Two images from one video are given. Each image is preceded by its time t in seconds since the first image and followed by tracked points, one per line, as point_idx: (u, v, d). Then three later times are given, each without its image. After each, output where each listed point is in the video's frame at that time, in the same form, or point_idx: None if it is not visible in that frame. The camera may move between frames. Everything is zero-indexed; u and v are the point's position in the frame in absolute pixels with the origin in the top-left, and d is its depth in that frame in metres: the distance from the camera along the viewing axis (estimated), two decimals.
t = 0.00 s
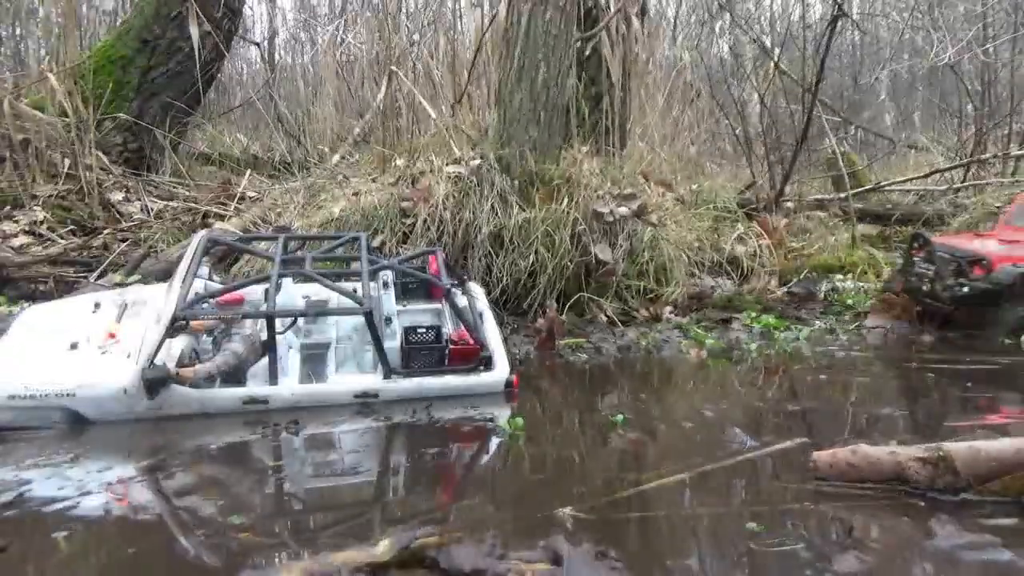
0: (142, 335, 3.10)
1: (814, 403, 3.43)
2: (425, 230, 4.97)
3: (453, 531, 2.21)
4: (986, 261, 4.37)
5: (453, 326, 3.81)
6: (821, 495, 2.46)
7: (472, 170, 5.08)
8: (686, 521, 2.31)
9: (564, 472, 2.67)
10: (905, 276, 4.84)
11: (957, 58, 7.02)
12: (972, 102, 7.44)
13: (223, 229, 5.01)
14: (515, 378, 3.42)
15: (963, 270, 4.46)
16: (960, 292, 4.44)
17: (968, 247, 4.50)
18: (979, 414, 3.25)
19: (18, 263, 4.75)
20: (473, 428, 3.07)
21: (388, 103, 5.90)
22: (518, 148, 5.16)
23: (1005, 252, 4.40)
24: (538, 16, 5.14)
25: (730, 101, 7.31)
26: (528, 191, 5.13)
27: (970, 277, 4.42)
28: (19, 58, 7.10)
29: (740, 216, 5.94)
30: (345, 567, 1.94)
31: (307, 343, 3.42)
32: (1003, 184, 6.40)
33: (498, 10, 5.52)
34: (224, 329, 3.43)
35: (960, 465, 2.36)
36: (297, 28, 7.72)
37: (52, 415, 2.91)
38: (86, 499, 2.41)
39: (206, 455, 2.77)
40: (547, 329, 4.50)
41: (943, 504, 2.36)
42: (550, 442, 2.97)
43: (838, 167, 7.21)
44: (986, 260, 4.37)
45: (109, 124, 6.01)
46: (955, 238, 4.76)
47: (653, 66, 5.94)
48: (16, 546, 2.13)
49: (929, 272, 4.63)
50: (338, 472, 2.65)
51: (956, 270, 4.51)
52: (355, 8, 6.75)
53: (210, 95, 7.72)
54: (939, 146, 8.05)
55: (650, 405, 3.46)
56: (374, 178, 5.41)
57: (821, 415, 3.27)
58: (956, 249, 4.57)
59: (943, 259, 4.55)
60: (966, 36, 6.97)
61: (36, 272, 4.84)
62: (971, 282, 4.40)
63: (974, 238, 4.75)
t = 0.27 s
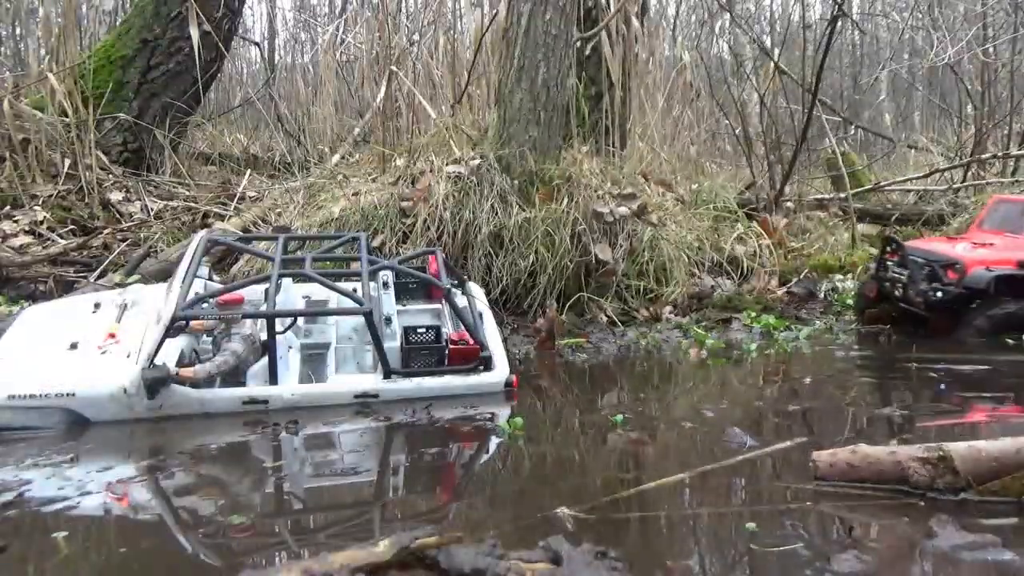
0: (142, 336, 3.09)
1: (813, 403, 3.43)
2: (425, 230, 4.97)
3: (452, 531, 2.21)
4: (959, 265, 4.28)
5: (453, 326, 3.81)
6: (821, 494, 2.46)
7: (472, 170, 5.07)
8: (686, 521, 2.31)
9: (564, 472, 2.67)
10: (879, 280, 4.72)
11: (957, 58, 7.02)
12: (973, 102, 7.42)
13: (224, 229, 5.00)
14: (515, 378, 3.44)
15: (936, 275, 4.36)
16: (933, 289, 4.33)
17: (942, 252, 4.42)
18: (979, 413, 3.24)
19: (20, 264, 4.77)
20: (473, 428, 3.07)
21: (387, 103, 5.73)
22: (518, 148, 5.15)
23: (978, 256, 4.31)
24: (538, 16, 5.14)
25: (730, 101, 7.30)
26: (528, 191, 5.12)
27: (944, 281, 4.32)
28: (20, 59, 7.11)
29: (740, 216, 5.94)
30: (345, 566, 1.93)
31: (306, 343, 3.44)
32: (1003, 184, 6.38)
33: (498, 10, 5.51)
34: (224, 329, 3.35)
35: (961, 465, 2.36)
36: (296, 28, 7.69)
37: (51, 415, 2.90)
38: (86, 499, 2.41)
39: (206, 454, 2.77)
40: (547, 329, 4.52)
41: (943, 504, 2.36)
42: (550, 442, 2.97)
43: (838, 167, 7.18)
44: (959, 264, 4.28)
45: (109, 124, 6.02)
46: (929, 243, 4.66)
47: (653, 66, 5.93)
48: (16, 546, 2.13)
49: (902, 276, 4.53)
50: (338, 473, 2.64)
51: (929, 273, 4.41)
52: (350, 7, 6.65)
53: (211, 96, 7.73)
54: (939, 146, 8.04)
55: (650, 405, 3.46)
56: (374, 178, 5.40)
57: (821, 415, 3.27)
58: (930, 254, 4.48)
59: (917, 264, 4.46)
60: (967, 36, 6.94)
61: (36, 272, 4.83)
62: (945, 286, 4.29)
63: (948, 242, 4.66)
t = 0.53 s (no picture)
0: (143, 335, 3.09)
1: (813, 403, 3.43)
2: (425, 230, 4.97)
3: (452, 531, 2.21)
4: (932, 258, 4.41)
5: (453, 326, 3.81)
6: (820, 494, 2.46)
7: (472, 170, 5.06)
8: (686, 521, 2.31)
9: (564, 471, 2.67)
10: (853, 273, 4.83)
11: (958, 58, 7.01)
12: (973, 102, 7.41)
13: (224, 229, 4.99)
14: (515, 378, 3.44)
15: (909, 267, 4.48)
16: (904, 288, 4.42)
17: (916, 246, 4.56)
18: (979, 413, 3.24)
19: (20, 264, 4.77)
20: (473, 427, 3.07)
21: (387, 103, 5.75)
22: (518, 148, 5.14)
23: (950, 250, 4.45)
24: (538, 16, 5.12)
25: (730, 101, 7.30)
26: (528, 191, 5.12)
27: (916, 273, 4.43)
28: (20, 59, 7.11)
29: (740, 216, 5.94)
30: (345, 566, 1.93)
31: (306, 343, 3.43)
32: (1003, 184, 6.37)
33: (497, 10, 5.50)
34: (224, 329, 3.35)
35: (961, 465, 2.36)
36: (296, 27, 7.67)
37: (51, 416, 2.90)
38: (85, 498, 2.41)
39: (206, 454, 2.77)
40: (547, 329, 4.53)
41: (943, 504, 2.36)
42: (550, 441, 2.97)
43: (838, 166, 7.16)
44: (932, 257, 4.41)
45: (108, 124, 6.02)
46: (904, 238, 4.80)
47: (653, 66, 5.93)
48: (16, 546, 2.13)
49: (876, 268, 4.64)
50: (337, 472, 2.64)
51: (902, 266, 4.53)
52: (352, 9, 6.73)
53: (211, 96, 7.71)
54: (938, 147, 8.05)
55: (649, 405, 3.46)
56: (374, 178, 5.40)
57: (821, 415, 3.27)
58: (904, 248, 4.60)
59: (891, 256, 4.58)
60: (966, 37, 6.92)
61: (35, 272, 4.84)
62: (917, 278, 4.40)
63: (922, 238, 4.80)
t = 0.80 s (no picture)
0: (143, 335, 3.09)
1: (813, 403, 3.43)
2: (425, 230, 4.96)
3: (452, 531, 2.21)
4: (897, 258, 4.29)
5: (453, 327, 3.81)
6: (820, 494, 2.46)
7: (472, 170, 5.06)
8: (686, 521, 2.31)
9: (564, 471, 2.67)
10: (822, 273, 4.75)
11: (958, 58, 7.01)
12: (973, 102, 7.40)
13: (224, 229, 5.00)
14: (515, 378, 3.44)
15: (875, 268, 4.37)
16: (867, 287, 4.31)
17: (883, 245, 4.44)
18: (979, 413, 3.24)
19: (20, 264, 4.78)
20: (473, 427, 3.07)
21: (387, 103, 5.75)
22: (518, 147, 5.14)
23: (917, 251, 4.33)
24: (538, 16, 5.11)
25: (730, 101, 7.30)
26: (528, 191, 5.13)
27: (881, 274, 4.32)
28: (20, 59, 7.11)
29: (741, 216, 5.94)
30: (345, 566, 1.92)
31: (306, 343, 3.43)
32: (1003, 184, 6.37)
33: (497, 10, 5.50)
34: (224, 329, 3.35)
35: (961, 465, 2.36)
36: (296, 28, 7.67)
37: (51, 416, 2.90)
38: (86, 498, 2.41)
39: (206, 454, 2.77)
40: (547, 329, 4.53)
41: (943, 504, 2.36)
42: (550, 441, 2.97)
43: (838, 166, 7.15)
44: (897, 257, 4.29)
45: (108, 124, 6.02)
46: (874, 237, 4.68)
47: (653, 66, 5.94)
48: (16, 546, 2.13)
49: (843, 268, 4.54)
50: (337, 472, 2.64)
51: (869, 266, 4.41)
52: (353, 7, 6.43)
53: (211, 96, 7.71)
54: (938, 147, 8.04)
55: (650, 405, 3.46)
56: (374, 178, 5.40)
57: (821, 415, 3.27)
58: (872, 247, 4.47)
59: (858, 255, 4.46)
60: (966, 37, 6.91)
61: (35, 272, 4.84)
62: (882, 278, 4.28)
63: (892, 237, 4.68)
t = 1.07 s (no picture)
0: (142, 335, 3.09)
1: (813, 403, 3.43)
2: (425, 230, 4.95)
3: (452, 531, 2.21)
4: (861, 269, 4.23)
5: (453, 327, 3.81)
6: (820, 494, 2.46)
7: (472, 170, 5.05)
8: (686, 521, 2.31)
9: (563, 471, 2.67)
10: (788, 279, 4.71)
11: (958, 58, 7.00)
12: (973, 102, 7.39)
13: (224, 229, 5.00)
14: (515, 379, 3.44)
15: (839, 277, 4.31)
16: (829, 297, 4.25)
17: (848, 254, 4.37)
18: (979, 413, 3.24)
19: (20, 264, 4.80)
20: (473, 427, 3.07)
21: (387, 103, 5.68)
22: (518, 147, 5.14)
23: (881, 261, 4.26)
24: (538, 16, 5.10)
25: (731, 101, 7.30)
26: (528, 191, 5.13)
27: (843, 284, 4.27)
28: (20, 59, 7.11)
29: (741, 216, 5.94)
30: (344, 566, 1.89)
31: (306, 344, 3.43)
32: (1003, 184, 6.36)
33: (497, 10, 5.49)
34: (223, 329, 3.34)
35: (961, 465, 2.36)
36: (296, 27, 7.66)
37: (51, 416, 2.90)
38: (86, 499, 2.41)
39: (206, 454, 2.77)
40: (548, 329, 4.53)
41: (943, 503, 2.36)
42: (550, 441, 2.97)
43: (838, 166, 7.14)
44: (861, 268, 4.23)
45: (108, 124, 6.02)
46: (841, 243, 4.61)
47: (653, 66, 5.93)
48: (16, 546, 2.13)
49: (807, 276, 4.50)
50: (336, 472, 2.64)
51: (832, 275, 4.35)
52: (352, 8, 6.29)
53: (211, 96, 7.70)
54: (938, 146, 8.04)
55: (650, 404, 3.46)
56: (374, 178, 5.39)
57: (821, 413, 3.27)
58: (839, 256, 4.42)
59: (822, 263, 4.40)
60: (967, 37, 6.90)
61: (36, 272, 4.85)
62: (844, 289, 4.23)
63: (860, 243, 4.60)
